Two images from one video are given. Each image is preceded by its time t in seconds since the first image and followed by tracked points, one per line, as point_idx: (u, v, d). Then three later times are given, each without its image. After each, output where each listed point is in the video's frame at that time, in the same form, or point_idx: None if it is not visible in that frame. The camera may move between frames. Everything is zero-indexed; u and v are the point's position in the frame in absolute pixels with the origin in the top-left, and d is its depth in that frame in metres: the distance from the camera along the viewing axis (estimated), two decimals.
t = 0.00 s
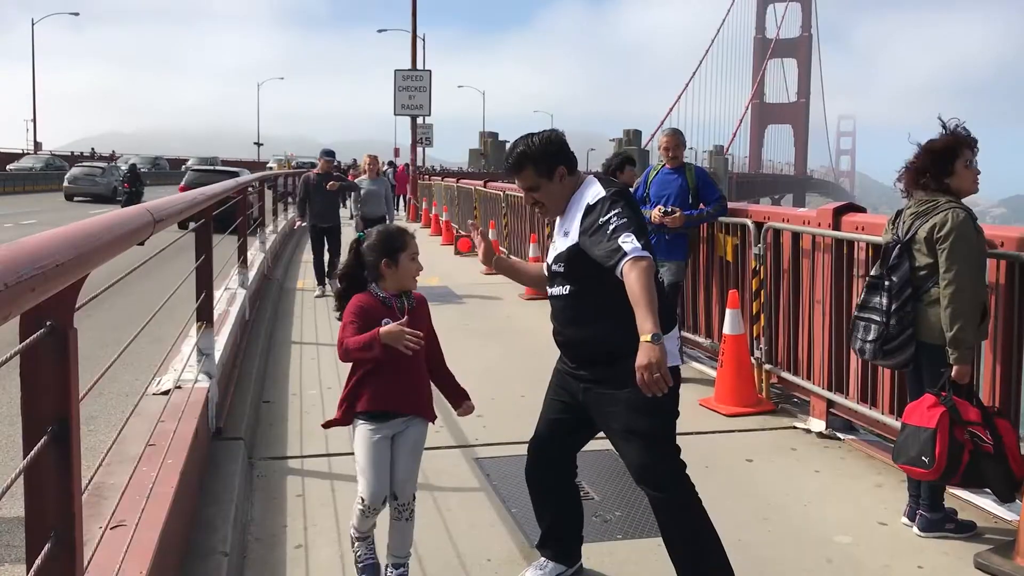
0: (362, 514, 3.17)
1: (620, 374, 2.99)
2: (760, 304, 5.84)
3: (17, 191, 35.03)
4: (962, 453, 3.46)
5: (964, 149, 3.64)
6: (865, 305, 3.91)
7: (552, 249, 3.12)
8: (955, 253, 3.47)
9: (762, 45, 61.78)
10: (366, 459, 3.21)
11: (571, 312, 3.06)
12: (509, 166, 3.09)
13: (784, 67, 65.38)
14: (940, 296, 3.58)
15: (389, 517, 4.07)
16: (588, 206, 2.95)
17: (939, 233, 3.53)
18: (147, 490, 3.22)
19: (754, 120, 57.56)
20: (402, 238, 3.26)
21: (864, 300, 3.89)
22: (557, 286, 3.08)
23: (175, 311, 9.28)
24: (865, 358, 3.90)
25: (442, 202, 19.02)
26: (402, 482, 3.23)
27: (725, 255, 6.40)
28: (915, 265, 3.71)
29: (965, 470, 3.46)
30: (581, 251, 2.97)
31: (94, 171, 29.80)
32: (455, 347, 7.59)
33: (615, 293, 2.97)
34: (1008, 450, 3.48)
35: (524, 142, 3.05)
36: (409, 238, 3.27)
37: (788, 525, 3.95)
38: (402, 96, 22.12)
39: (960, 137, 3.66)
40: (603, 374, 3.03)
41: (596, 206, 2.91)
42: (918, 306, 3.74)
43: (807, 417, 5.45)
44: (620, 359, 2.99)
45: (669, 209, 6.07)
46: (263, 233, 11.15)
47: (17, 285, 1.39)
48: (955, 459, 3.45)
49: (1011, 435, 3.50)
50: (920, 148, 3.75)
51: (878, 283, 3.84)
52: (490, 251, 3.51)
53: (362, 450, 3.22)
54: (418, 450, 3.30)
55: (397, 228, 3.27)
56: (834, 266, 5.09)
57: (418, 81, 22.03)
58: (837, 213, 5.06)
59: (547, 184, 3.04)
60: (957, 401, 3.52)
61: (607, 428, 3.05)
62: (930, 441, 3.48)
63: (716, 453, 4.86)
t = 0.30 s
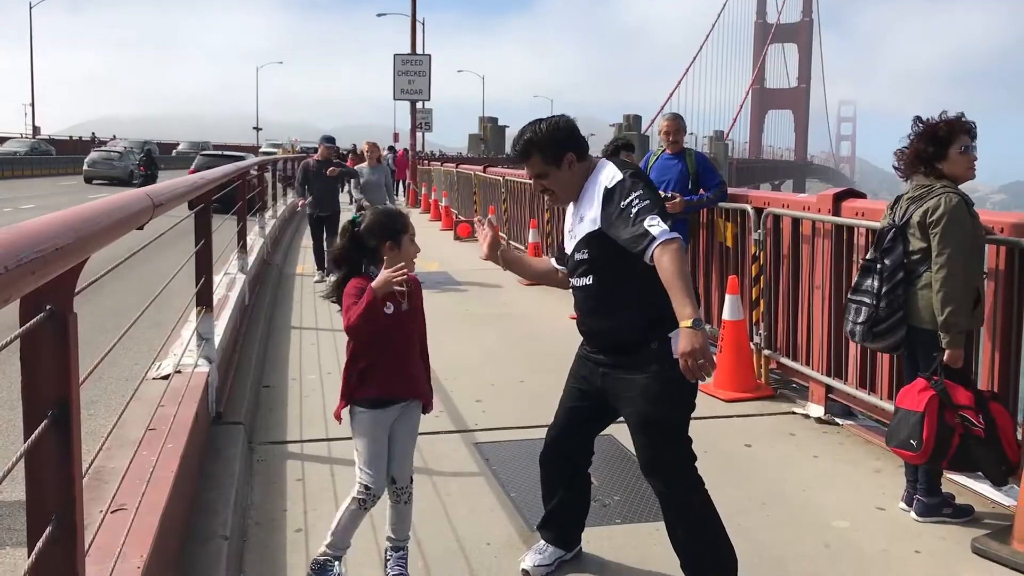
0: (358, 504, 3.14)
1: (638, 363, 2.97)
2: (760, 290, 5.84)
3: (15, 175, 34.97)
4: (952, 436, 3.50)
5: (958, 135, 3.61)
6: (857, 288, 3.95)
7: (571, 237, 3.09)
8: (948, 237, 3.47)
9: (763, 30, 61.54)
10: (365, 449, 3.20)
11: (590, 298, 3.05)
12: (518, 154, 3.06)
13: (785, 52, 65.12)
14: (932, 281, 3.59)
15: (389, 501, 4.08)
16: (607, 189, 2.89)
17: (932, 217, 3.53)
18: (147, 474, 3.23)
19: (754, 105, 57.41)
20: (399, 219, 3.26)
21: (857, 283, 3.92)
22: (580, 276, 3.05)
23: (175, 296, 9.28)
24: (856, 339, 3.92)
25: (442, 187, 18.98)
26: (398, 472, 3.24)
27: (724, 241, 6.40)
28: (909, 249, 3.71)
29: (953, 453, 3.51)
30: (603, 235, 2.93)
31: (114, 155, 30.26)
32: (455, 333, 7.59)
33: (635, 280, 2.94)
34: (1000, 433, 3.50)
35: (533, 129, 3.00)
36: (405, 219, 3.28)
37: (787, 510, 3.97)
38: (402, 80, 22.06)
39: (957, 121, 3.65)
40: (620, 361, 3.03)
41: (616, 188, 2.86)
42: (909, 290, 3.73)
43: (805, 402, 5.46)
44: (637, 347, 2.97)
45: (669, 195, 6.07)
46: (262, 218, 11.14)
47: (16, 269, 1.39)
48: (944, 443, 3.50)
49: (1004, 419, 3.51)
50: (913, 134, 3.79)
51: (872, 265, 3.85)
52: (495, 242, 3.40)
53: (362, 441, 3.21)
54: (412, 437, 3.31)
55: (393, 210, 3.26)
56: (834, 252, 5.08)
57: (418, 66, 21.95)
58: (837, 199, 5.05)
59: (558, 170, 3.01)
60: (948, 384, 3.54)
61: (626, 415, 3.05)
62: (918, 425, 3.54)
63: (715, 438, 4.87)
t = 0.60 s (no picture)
0: (335, 476, 3.17)
1: (660, 342, 2.96)
2: (757, 265, 5.85)
3: (13, 149, 34.86)
4: (935, 410, 3.56)
5: (951, 111, 3.60)
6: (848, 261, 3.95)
7: (586, 207, 3.07)
8: (938, 211, 3.47)
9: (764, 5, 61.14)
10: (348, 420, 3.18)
11: (607, 271, 3.03)
12: (529, 122, 3.05)
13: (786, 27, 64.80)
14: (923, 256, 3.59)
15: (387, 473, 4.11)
16: (633, 153, 2.90)
17: (922, 191, 3.53)
18: (147, 446, 3.25)
19: (755, 81, 57.15)
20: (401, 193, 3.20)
21: (847, 256, 3.93)
22: (601, 248, 3.01)
23: (173, 271, 9.28)
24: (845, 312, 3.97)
25: (441, 162, 18.93)
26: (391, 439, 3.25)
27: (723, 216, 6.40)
28: (901, 225, 3.71)
29: (935, 426, 3.57)
30: (630, 202, 2.89)
31: (131, 130, 30.37)
32: (453, 308, 7.60)
33: (657, 253, 2.92)
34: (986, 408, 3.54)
35: (545, 98, 2.98)
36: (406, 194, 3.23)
37: (783, 483, 4.00)
38: (401, 54, 21.94)
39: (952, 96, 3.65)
40: (639, 338, 3.02)
41: (643, 151, 2.86)
42: (899, 265, 3.75)
43: (802, 377, 5.48)
44: (659, 325, 2.96)
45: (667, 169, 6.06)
46: (261, 193, 11.12)
47: (14, 237, 1.39)
48: (926, 415, 3.57)
49: (990, 394, 3.54)
50: (910, 111, 3.79)
51: (863, 240, 3.86)
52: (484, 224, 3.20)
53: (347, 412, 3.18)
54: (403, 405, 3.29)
55: (391, 183, 3.20)
56: (832, 227, 5.09)
57: (417, 39, 21.80)
58: (836, 174, 5.05)
59: (568, 140, 2.99)
60: (934, 358, 3.59)
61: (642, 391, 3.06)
62: (900, 397, 3.59)
63: (712, 412, 4.90)
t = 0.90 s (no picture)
0: (340, 455, 3.17)
1: (661, 321, 2.97)
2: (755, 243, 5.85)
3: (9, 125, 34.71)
4: (914, 389, 3.59)
5: (945, 88, 3.59)
6: (843, 241, 3.96)
7: (591, 182, 3.06)
8: (929, 189, 3.47)
9: None
10: (353, 403, 3.16)
11: (610, 249, 3.04)
12: (534, 96, 3.00)
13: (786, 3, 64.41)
14: (914, 234, 3.59)
15: (385, 449, 4.13)
16: (650, 127, 2.89)
17: (914, 171, 3.52)
18: (144, 422, 3.26)
19: (753, 58, 56.90)
20: (400, 168, 3.15)
21: (842, 235, 3.94)
22: (610, 223, 3.00)
23: (170, 248, 9.27)
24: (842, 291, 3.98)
25: (438, 139, 18.88)
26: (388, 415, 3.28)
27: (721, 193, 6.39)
28: (895, 204, 3.71)
29: (915, 404, 3.60)
30: (650, 176, 2.88)
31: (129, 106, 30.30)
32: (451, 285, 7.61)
33: (665, 230, 2.93)
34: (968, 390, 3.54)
35: (552, 72, 2.95)
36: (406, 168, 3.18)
37: (778, 460, 4.01)
38: (398, 29, 21.83)
39: (947, 74, 3.63)
40: (642, 317, 3.02)
41: (661, 126, 2.87)
42: (893, 244, 3.74)
43: (799, 354, 5.49)
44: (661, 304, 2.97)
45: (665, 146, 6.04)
46: (258, 169, 11.09)
47: (9, 209, 1.38)
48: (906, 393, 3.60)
49: (973, 376, 3.54)
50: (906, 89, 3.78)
51: (857, 220, 3.86)
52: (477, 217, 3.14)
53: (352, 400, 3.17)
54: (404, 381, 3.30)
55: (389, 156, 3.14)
56: (830, 205, 5.08)
57: (414, 15, 21.67)
58: (834, 152, 5.02)
59: (575, 115, 2.96)
60: (919, 337, 3.62)
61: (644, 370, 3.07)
62: (883, 372, 3.63)
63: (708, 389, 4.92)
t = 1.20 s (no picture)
0: (358, 428, 3.14)
1: (661, 291, 2.96)
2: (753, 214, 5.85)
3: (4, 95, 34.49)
4: (889, 360, 3.62)
5: (941, 58, 3.55)
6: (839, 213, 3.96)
7: (591, 148, 3.04)
8: (917, 161, 3.46)
9: None
10: (365, 374, 3.12)
11: (607, 219, 3.03)
12: (536, 62, 2.98)
13: None
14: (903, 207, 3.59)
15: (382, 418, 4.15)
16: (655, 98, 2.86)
17: (903, 143, 3.51)
18: (141, 391, 3.26)
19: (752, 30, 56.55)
20: (395, 135, 3.13)
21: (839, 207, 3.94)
22: (607, 192, 2.99)
23: (166, 220, 9.25)
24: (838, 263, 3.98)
25: (435, 111, 18.80)
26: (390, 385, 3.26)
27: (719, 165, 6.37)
28: (888, 176, 3.69)
29: (887, 372, 3.64)
30: (659, 148, 2.87)
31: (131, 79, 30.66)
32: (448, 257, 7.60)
33: (662, 200, 2.92)
34: (942, 366, 3.55)
35: (554, 39, 2.91)
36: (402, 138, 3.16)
37: (774, 431, 4.03)
38: None
39: (943, 42, 3.59)
40: (640, 289, 3.01)
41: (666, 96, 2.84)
42: (886, 217, 3.73)
43: (796, 326, 5.50)
44: (657, 275, 2.96)
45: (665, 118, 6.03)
46: (253, 140, 11.04)
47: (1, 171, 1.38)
48: (880, 363, 3.64)
49: (949, 354, 3.55)
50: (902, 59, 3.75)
51: (853, 192, 3.85)
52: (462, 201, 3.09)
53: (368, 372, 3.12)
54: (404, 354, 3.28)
55: (384, 125, 3.12)
56: (829, 177, 5.07)
57: None
58: (833, 123, 5.01)
59: (577, 82, 2.94)
60: (899, 310, 3.62)
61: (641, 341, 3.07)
62: (858, 338, 3.67)
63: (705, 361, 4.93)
